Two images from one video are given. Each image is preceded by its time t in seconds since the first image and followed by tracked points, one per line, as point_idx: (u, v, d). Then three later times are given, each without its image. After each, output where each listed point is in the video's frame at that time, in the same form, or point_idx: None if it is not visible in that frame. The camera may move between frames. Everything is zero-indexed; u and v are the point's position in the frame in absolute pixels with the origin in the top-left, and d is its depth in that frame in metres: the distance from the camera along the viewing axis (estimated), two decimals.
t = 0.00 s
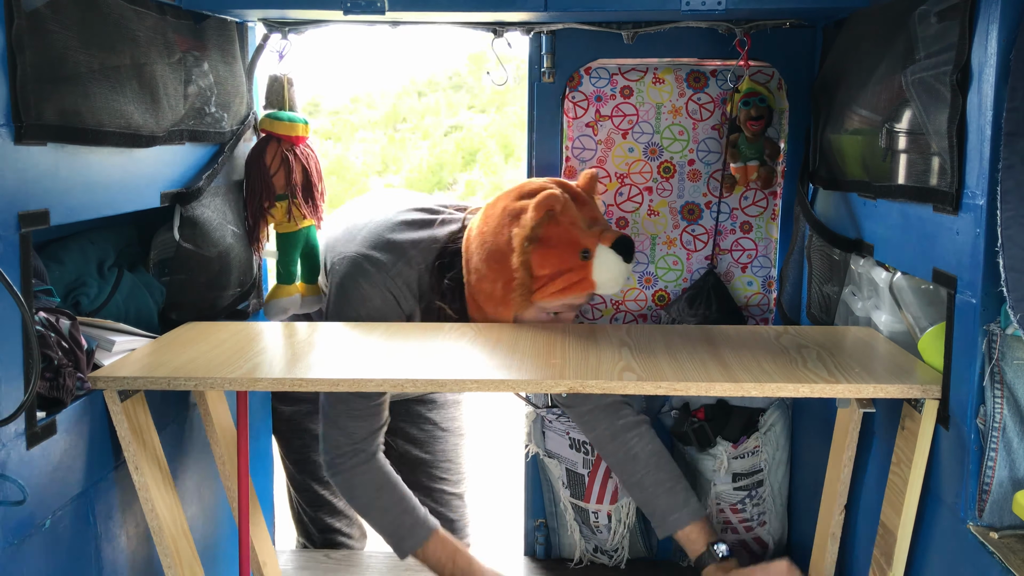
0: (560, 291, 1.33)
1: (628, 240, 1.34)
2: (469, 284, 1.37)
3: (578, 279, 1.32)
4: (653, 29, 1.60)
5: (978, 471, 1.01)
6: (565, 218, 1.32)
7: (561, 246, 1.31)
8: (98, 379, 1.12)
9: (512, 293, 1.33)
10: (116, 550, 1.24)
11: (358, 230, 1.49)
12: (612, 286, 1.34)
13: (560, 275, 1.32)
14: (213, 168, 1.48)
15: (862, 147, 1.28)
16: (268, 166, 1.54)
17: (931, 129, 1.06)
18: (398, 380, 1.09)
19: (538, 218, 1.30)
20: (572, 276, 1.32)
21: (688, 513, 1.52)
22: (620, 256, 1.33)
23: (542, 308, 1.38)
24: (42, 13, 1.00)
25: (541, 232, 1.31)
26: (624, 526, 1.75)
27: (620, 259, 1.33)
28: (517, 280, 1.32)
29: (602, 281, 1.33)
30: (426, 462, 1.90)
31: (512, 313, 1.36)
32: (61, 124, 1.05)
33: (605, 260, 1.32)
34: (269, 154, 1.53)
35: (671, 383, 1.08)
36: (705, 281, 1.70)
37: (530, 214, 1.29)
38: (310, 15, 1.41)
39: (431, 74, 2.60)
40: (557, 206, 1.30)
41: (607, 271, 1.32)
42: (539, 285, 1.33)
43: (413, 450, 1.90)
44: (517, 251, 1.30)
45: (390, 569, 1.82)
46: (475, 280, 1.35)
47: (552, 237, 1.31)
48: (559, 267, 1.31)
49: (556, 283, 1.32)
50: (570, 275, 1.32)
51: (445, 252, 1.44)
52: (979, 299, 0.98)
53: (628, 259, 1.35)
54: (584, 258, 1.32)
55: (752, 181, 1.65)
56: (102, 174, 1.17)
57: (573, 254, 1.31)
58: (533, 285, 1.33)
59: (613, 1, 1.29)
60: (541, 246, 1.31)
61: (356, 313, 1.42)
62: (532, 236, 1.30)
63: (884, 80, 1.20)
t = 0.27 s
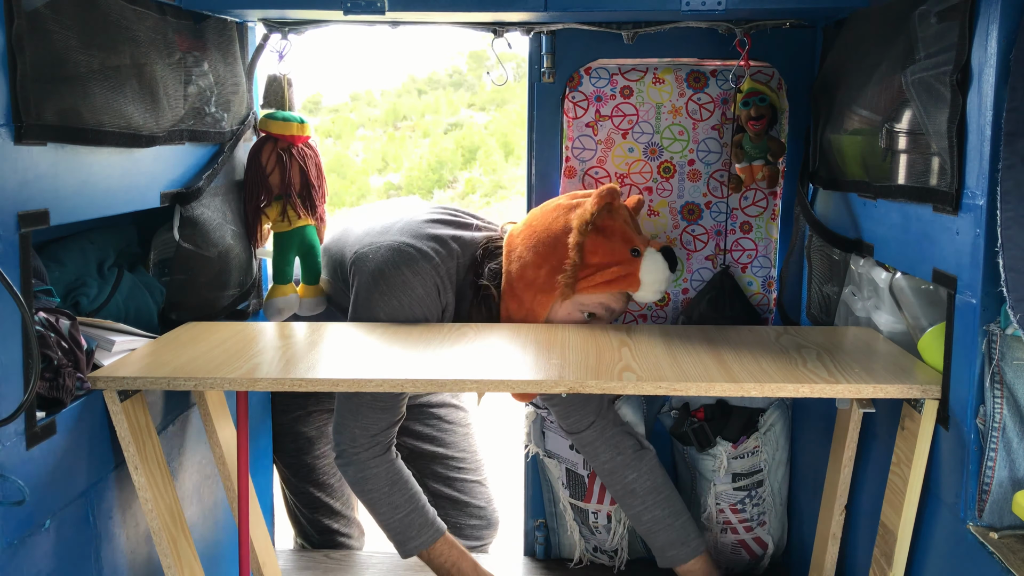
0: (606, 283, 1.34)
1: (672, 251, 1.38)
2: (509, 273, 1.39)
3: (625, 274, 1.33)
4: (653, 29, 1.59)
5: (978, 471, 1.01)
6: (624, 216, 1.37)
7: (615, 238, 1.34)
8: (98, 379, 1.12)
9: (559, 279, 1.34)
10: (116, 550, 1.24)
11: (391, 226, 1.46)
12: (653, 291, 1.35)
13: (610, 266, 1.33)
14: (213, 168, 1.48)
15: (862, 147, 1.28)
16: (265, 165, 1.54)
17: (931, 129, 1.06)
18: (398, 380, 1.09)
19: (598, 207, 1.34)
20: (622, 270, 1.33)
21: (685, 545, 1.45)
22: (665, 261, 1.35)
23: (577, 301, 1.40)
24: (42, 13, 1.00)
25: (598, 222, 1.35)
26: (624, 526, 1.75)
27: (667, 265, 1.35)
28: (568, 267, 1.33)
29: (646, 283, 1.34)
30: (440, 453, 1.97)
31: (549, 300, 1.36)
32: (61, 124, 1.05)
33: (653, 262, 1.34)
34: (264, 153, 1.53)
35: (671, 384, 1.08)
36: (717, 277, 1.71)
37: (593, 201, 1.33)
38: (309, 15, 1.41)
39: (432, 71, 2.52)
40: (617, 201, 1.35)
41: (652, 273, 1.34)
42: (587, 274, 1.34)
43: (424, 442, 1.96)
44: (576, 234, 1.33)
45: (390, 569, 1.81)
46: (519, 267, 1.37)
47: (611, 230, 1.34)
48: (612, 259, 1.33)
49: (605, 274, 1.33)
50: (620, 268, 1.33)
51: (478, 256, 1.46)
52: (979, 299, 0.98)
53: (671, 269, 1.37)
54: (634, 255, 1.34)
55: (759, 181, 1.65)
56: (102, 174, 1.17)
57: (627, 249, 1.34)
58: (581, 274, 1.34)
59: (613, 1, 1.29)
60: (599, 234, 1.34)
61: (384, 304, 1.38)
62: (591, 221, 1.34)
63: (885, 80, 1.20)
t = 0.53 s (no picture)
0: (602, 281, 1.33)
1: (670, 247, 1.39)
2: (507, 271, 1.40)
3: (621, 271, 1.33)
4: (653, 29, 1.59)
5: (978, 471, 1.01)
6: (620, 214, 1.36)
7: (612, 236, 1.34)
8: (98, 379, 1.12)
9: (553, 277, 1.34)
10: (116, 550, 1.24)
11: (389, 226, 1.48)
12: (652, 287, 1.34)
13: (607, 263, 1.33)
14: (213, 168, 1.48)
15: (862, 146, 1.28)
16: (266, 165, 1.54)
17: (931, 128, 1.06)
18: (398, 379, 1.09)
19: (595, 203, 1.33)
20: (617, 267, 1.33)
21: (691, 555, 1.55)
22: (663, 258, 1.35)
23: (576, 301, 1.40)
24: (41, 13, 1.00)
25: (595, 219, 1.35)
26: (624, 526, 1.75)
27: (664, 261, 1.35)
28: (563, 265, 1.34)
29: (645, 278, 1.33)
30: (434, 455, 1.97)
31: (546, 299, 1.36)
32: (61, 124, 1.05)
33: (651, 258, 1.34)
34: (268, 153, 1.52)
35: (671, 382, 1.08)
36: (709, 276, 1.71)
37: (589, 197, 1.33)
38: (309, 15, 1.41)
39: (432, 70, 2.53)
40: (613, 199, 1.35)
41: (650, 268, 1.33)
42: (582, 272, 1.34)
43: (419, 443, 1.97)
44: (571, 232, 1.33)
45: (390, 569, 1.81)
46: (517, 266, 1.38)
47: (607, 227, 1.34)
48: (607, 256, 1.33)
49: (600, 271, 1.33)
50: (615, 265, 1.33)
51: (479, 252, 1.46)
52: (979, 299, 0.98)
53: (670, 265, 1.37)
54: (633, 252, 1.34)
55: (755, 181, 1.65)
56: (102, 174, 1.17)
57: (623, 246, 1.34)
58: (576, 272, 1.34)
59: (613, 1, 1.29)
60: (594, 232, 1.34)
61: (382, 306, 1.38)
62: (587, 219, 1.33)
63: (885, 80, 1.20)
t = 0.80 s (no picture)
0: (597, 290, 1.35)
1: (662, 245, 1.39)
2: (503, 290, 1.40)
3: (615, 278, 1.34)
4: (653, 28, 1.59)
5: (978, 471, 1.01)
6: (605, 219, 1.36)
7: (601, 244, 1.35)
8: (97, 378, 1.12)
9: (549, 295, 1.35)
10: (116, 549, 1.24)
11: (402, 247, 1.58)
12: (648, 289, 1.37)
13: (600, 273, 1.35)
14: (213, 168, 1.48)
15: (862, 147, 1.28)
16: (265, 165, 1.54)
17: (931, 129, 1.06)
18: (397, 379, 1.09)
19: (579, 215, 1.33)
20: (611, 275, 1.34)
21: (691, 553, 1.57)
22: (654, 258, 1.37)
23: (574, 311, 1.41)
24: (41, 13, 1.00)
25: (581, 230, 1.35)
26: (624, 526, 1.75)
27: (657, 262, 1.36)
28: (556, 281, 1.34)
29: (639, 282, 1.36)
30: (424, 446, 1.98)
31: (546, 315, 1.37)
32: (61, 124, 1.05)
33: (642, 260, 1.35)
34: (263, 151, 1.53)
35: (670, 383, 1.08)
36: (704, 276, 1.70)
37: (571, 209, 1.33)
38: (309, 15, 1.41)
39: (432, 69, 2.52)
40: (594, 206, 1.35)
41: (642, 271, 1.35)
42: (576, 285, 1.35)
43: (410, 433, 1.97)
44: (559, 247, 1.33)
45: (390, 568, 1.81)
46: (511, 285, 1.38)
47: (593, 237, 1.35)
48: (599, 266, 1.34)
49: (595, 282, 1.34)
50: (608, 274, 1.34)
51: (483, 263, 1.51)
52: (979, 299, 0.98)
53: (663, 264, 1.38)
54: (623, 258, 1.35)
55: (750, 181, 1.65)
56: (102, 174, 1.17)
57: (613, 253, 1.35)
58: (570, 286, 1.35)
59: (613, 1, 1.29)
60: (582, 243, 1.34)
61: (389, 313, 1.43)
62: (573, 232, 1.33)
63: (885, 80, 1.20)
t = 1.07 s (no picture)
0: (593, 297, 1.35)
1: (660, 254, 1.38)
2: (499, 293, 1.41)
3: (611, 285, 1.34)
4: (653, 28, 1.59)
5: (978, 471, 1.01)
6: (603, 226, 1.36)
7: (597, 250, 1.35)
8: (97, 379, 1.11)
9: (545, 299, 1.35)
10: (116, 549, 1.24)
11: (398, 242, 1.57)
12: (644, 297, 1.36)
13: (595, 279, 1.34)
14: (213, 168, 1.48)
15: (862, 146, 1.28)
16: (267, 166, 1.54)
17: (931, 128, 1.06)
18: (397, 379, 1.09)
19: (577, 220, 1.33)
20: (607, 282, 1.34)
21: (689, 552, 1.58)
22: (653, 266, 1.36)
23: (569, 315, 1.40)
24: (41, 13, 1.00)
25: (578, 235, 1.36)
26: (624, 526, 1.75)
27: (655, 270, 1.35)
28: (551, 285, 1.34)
29: (635, 289, 1.35)
30: (410, 453, 1.98)
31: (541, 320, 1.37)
32: (61, 125, 1.05)
33: (640, 268, 1.35)
34: (267, 152, 1.53)
35: (670, 382, 1.08)
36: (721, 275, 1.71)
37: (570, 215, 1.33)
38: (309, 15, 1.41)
39: (432, 70, 2.52)
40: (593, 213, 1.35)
41: (639, 279, 1.35)
42: (572, 291, 1.35)
43: (398, 439, 1.97)
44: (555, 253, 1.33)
45: (390, 568, 1.81)
46: (507, 287, 1.39)
47: (591, 244, 1.35)
48: (596, 272, 1.34)
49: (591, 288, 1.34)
50: (605, 281, 1.34)
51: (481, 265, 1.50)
52: (979, 299, 0.98)
53: (660, 272, 1.37)
54: (620, 265, 1.35)
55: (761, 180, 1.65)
56: (102, 174, 1.17)
57: (610, 260, 1.34)
58: (566, 291, 1.35)
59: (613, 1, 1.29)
60: (579, 250, 1.34)
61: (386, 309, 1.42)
62: (570, 237, 1.33)
63: (884, 80, 1.20)
